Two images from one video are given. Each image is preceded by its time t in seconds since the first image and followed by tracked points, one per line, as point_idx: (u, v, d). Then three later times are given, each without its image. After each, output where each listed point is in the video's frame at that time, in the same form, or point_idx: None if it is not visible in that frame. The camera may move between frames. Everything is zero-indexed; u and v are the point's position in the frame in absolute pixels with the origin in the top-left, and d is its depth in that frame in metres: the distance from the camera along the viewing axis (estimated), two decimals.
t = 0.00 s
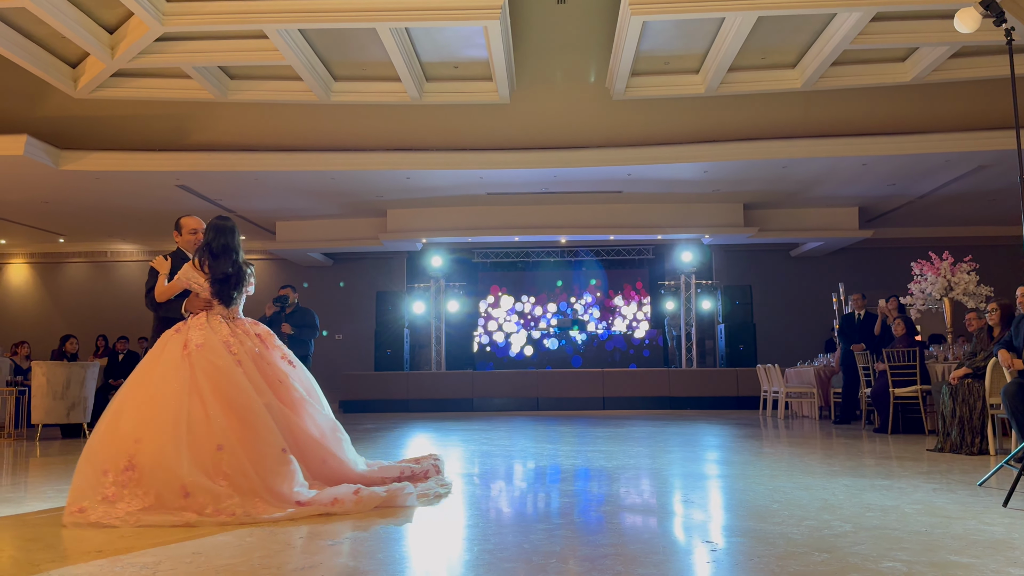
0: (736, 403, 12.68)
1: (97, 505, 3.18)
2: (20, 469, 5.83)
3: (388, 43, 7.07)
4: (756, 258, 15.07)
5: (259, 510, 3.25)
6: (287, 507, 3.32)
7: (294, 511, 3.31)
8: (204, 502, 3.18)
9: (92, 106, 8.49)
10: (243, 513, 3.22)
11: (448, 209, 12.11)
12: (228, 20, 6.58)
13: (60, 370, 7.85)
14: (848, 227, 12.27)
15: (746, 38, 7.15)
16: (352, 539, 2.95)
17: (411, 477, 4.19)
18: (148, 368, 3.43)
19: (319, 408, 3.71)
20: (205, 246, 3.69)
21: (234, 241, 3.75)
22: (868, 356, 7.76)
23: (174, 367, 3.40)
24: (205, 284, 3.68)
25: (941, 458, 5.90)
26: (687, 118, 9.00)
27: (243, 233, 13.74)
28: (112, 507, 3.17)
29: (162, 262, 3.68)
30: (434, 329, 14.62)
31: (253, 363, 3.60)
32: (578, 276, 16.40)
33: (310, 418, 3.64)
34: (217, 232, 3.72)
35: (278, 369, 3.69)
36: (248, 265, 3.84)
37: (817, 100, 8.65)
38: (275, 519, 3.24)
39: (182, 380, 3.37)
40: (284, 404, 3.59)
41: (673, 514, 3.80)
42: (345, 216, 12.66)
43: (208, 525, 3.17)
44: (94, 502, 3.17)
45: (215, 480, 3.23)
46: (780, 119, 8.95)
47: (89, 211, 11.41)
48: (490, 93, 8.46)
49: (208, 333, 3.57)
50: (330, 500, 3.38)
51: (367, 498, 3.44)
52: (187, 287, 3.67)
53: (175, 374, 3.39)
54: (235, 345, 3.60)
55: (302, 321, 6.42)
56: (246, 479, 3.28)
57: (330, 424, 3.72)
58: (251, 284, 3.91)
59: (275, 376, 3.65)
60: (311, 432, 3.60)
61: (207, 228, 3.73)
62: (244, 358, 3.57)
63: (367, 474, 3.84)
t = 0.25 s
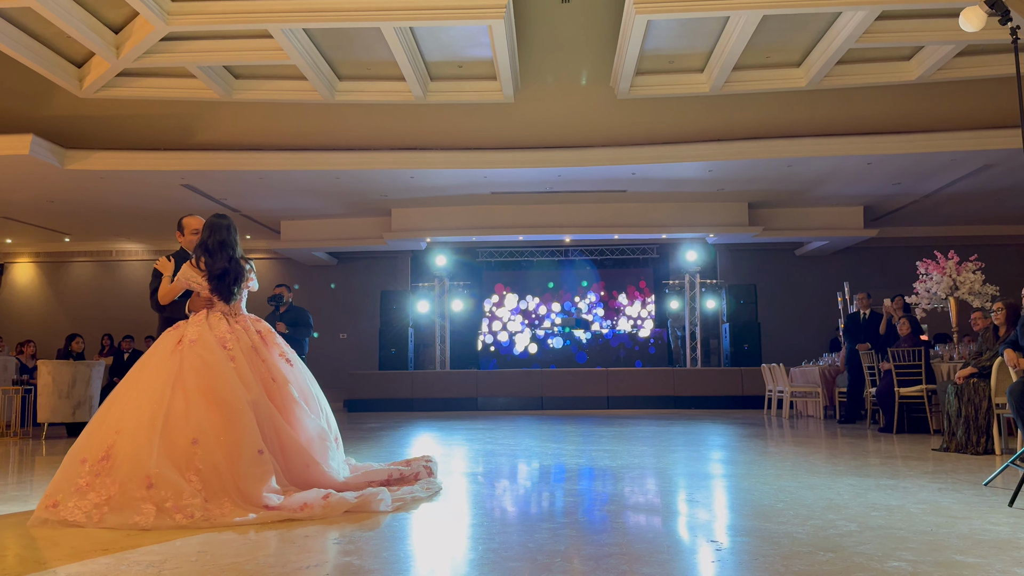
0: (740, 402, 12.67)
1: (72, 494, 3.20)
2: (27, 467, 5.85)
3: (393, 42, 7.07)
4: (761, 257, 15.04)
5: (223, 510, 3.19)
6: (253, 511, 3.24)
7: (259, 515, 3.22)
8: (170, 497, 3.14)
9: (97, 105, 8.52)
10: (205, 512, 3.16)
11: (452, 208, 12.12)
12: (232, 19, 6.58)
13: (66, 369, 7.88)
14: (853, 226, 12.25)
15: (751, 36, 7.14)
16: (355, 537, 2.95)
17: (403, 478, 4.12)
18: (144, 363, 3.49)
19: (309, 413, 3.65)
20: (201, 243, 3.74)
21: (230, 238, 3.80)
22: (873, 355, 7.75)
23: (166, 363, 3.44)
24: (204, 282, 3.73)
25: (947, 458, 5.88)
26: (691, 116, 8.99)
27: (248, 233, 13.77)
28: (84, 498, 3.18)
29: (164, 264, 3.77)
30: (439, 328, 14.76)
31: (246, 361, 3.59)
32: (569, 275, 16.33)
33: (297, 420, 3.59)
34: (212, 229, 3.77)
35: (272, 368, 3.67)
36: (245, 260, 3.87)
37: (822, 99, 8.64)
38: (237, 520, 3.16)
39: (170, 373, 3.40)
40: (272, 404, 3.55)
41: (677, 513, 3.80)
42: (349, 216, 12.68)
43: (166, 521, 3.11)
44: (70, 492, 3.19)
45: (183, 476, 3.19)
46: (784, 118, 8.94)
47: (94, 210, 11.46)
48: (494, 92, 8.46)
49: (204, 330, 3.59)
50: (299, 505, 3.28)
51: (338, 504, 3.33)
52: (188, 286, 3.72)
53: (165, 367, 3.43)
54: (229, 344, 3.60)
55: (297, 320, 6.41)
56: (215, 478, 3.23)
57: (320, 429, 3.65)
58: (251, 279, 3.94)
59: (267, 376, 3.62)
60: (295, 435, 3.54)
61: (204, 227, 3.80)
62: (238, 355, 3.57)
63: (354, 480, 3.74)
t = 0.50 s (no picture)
0: (744, 401, 12.66)
1: (75, 494, 3.28)
2: (31, 466, 5.87)
3: (396, 41, 7.07)
4: (764, 256, 15.07)
5: (215, 510, 3.19)
6: (245, 511, 3.23)
7: (250, 516, 3.20)
8: (162, 497, 3.16)
9: (101, 105, 8.53)
10: (196, 512, 3.16)
11: (455, 207, 12.12)
12: (235, 19, 6.59)
13: (70, 367, 7.89)
14: (856, 226, 12.24)
15: (754, 35, 7.13)
16: (359, 537, 2.96)
17: (404, 478, 4.11)
18: (149, 366, 3.55)
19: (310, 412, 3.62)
20: (208, 247, 3.75)
21: (236, 241, 3.80)
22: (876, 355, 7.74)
23: (168, 365, 3.48)
24: (209, 287, 3.73)
25: (951, 458, 5.87)
26: (694, 116, 8.99)
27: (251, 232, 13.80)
28: (86, 498, 3.25)
29: (175, 265, 3.82)
30: (442, 328, 14.75)
31: (247, 362, 3.59)
32: (568, 275, 16.52)
33: (298, 420, 3.57)
34: (221, 232, 3.78)
35: (274, 369, 3.67)
36: (252, 264, 3.86)
37: (825, 98, 8.62)
38: (227, 521, 3.16)
39: (170, 375, 3.44)
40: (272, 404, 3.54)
41: (680, 513, 3.81)
42: (352, 215, 12.70)
43: (157, 521, 3.14)
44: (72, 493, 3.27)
45: (176, 476, 3.21)
46: (787, 118, 8.94)
47: (98, 210, 11.48)
48: (498, 92, 8.45)
49: (206, 332, 3.62)
50: (291, 505, 3.25)
51: (330, 505, 3.29)
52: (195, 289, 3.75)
53: (166, 370, 3.47)
54: (231, 344, 3.61)
55: (290, 320, 6.47)
56: (208, 479, 3.24)
57: (323, 429, 3.62)
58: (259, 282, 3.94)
59: (267, 377, 3.61)
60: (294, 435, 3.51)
61: (211, 230, 3.80)
62: (238, 356, 3.57)
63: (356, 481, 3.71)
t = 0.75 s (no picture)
0: (746, 401, 12.66)
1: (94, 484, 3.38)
2: (35, 464, 5.89)
3: (398, 41, 7.07)
4: (767, 256, 15.06)
5: (219, 507, 3.22)
6: (249, 509, 3.25)
7: (253, 515, 3.21)
8: (170, 492, 3.21)
9: (104, 105, 8.55)
10: (200, 508, 3.21)
11: (457, 207, 12.13)
12: (238, 19, 6.59)
13: (73, 367, 7.92)
14: (859, 225, 12.23)
15: (757, 35, 7.12)
16: (364, 535, 2.97)
17: (407, 477, 4.12)
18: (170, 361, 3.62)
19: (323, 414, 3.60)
20: (231, 250, 3.78)
21: (258, 245, 3.82)
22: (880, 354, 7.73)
23: (187, 361, 3.54)
24: (230, 289, 3.79)
25: (953, 457, 5.87)
26: (697, 115, 8.98)
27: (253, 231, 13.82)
28: (102, 488, 3.35)
29: (197, 268, 3.81)
30: (444, 327, 14.76)
31: (264, 362, 3.60)
32: (564, 274, 16.43)
33: (310, 421, 3.56)
34: (242, 236, 3.81)
35: (291, 369, 3.67)
36: (273, 266, 3.90)
37: (828, 97, 8.61)
38: (229, 518, 3.19)
39: (186, 372, 3.48)
40: (285, 404, 3.54)
41: (682, 512, 3.81)
42: (355, 215, 12.71)
43: (165, 514, 3.19)
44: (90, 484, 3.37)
45: (184, 472, 3.25)
46: (790, 117, 8.94)
47: (101, 209, 11.51)
48: (500, 91, 8.45)
49: (226, 331, 3.65)
50: (294, 504, 3.26)
51: (331, 504, 3.29)
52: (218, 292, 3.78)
53: (184, 367, 3.52)
54: (249, 343, 3.62)
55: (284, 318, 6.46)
56: (214, 476, 3.27)
57: (335, 430, 3.60)
58: (279, 283, 3.99)
59: (284, 377, 3.62)
60: (304, 436, 3.51)
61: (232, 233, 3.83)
62: (255, 356, 3.58)
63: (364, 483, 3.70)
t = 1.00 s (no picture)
0: (748, 400, 12.66)
1: (114, 470, 3.42)
2: (38, 463, 5.89)
3: (400, 40, 7.07)
4: (769, 256, 15.06)
5: (228, 501, 3.22)
6: (256, 506, 3.24)
7: (258, 512, 3.21)
8: (183, 484, 3.23)
9: (106, 104, 8.55)
10: (206, 500, 3.22)
11: (459, 206, 12.14)
12: (240, 18, 6.59)
13: (75, 366, 7.92)
14: (861, 225, 12.22)
15: (759, 34, 7.11)
16: (366, 534, 2.97)
17: (409, 476, 4.14)
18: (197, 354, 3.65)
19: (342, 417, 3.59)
20: (259, 251, 3.78)
21: (284, 246, 3.83)
22: (880, 353, 7.73)
23: (212, 355, 3.56)
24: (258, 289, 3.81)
25: (955, 457, 5.87)
26: (699, 115, 8.99)
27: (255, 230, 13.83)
28: (122, 476, 3.39)
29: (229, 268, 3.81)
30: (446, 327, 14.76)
31: (288, 361, 3.61)
32: (569, 274, 16.36)
33: (326, 422, 3.56)
34: (269, 236, 3.81)
35: (313, 370, 3.68)
36: (299, 266, 3.93)
37: (831, 96, 8.61)
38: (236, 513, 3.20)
39: (210, 367, 3.50)
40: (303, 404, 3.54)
41: (684, 512, 3.80)
42: (356, 214, 12.72)
43: (176, 506, 3.21)
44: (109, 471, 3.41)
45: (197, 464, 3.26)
46: (792, 116, 8.93)
47: (103, 208, 11.51)
48: (502, 90, 8.45)
49: (252, 328, 3.67)
50: (298, 501, 3.26)
51: (333, 502, 3.28)
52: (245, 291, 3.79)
53: (209, 361, 3.54)
54: (274, 342, 3.63)
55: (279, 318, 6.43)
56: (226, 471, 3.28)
57: (351, 432, 3.59)
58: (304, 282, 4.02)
59: (305, 377, 3.62)
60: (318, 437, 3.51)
61: (258, 235, 3.82)
62: (279, 355, 3.59)
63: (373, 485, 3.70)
